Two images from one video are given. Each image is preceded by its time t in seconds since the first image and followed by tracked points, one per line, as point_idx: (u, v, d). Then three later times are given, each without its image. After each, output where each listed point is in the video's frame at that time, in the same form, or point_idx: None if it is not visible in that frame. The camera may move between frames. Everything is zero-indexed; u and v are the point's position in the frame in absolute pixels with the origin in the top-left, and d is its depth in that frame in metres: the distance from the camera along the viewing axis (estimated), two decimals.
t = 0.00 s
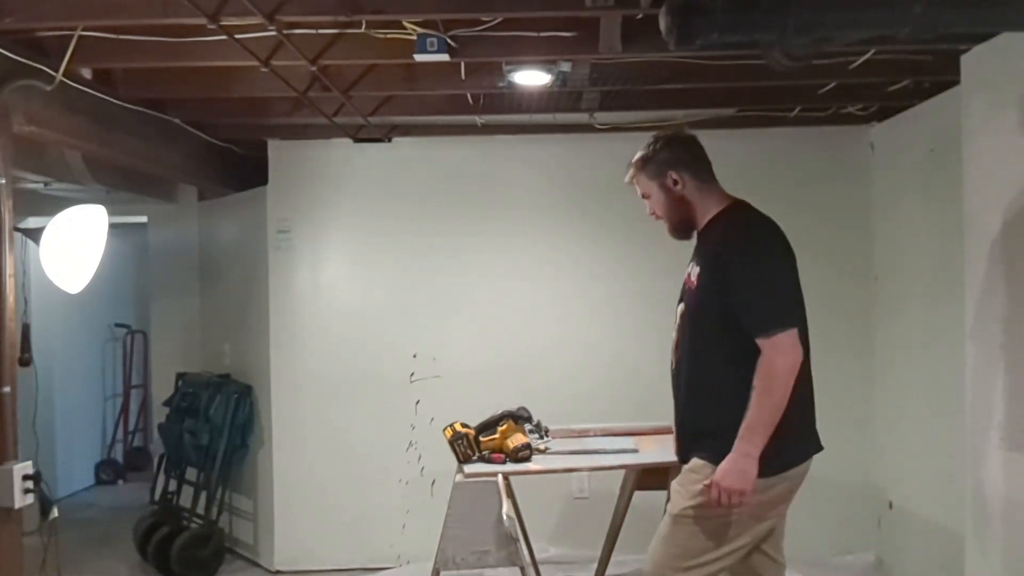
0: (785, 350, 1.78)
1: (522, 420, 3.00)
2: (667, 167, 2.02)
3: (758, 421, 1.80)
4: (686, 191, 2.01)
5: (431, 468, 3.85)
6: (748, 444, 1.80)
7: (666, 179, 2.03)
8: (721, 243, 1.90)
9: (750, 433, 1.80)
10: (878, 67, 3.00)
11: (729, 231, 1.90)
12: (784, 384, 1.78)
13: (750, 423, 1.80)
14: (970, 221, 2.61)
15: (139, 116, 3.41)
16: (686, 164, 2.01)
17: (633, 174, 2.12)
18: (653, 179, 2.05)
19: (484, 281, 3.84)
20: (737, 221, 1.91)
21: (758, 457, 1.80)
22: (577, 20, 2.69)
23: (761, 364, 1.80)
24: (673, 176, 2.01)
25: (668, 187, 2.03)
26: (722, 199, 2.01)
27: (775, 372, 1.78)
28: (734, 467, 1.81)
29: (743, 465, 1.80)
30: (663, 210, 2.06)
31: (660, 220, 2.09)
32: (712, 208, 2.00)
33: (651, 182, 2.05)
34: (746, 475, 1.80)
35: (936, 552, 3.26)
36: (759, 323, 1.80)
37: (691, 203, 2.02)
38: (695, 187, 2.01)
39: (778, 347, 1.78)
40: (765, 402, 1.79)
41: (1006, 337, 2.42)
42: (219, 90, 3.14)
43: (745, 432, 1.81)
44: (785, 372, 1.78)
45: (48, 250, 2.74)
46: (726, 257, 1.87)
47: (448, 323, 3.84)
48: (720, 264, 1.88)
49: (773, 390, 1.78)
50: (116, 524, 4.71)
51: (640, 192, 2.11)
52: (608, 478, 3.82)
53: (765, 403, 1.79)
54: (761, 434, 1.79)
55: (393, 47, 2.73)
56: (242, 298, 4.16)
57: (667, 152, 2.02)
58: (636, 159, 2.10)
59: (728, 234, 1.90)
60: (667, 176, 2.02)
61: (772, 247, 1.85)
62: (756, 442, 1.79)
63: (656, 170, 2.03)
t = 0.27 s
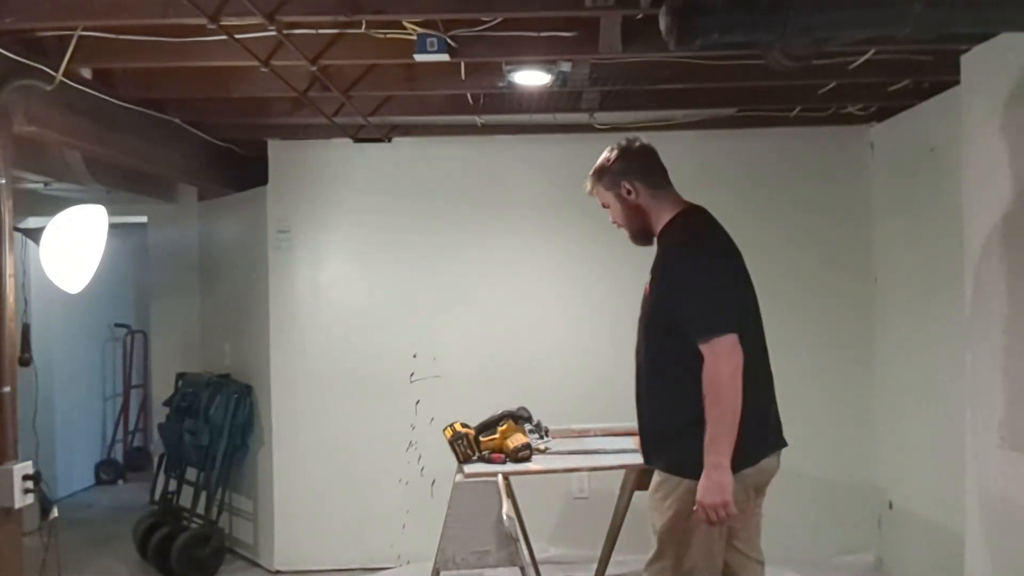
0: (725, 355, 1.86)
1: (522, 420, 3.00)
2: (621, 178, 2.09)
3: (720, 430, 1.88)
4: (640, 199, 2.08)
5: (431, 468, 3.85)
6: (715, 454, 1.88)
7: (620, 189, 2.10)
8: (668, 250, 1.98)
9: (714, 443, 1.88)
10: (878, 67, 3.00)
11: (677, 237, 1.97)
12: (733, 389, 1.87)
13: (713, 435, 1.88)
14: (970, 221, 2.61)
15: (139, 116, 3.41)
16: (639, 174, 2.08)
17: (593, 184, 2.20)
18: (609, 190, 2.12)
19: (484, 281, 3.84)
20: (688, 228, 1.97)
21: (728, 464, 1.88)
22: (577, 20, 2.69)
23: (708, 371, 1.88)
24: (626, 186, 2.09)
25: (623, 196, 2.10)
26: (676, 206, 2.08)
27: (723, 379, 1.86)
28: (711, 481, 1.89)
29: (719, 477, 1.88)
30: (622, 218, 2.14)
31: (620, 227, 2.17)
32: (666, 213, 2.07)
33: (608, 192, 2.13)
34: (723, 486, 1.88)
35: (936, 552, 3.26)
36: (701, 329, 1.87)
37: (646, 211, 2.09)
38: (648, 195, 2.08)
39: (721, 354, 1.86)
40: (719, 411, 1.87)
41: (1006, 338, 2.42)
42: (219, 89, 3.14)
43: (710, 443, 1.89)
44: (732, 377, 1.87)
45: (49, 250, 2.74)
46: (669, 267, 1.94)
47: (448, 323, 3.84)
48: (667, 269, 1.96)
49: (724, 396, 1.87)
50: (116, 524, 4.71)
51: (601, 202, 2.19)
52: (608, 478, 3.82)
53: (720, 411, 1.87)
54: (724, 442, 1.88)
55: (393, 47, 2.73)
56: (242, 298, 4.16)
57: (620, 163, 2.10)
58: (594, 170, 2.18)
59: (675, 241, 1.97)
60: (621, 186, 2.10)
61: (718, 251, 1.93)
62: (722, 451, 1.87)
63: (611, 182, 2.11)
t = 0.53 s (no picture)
0: (669, 348, 1.80)
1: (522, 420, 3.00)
2: (580, 182, 2.06)
3: (648, 419, 1.80)
4: (599, 202, 2.04)
5: (431, 468, 3.85)
6: (638, 442, 1.79)
7: (580, 194, 2.06)
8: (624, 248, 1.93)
9: (639, 431, 1.80)
10: (878, 67, 2.99)
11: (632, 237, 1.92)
12: (670, 381, 1.79)
13: (640, 423, 1.80)
14: (971, 220, 2.61)
15: (139, 116, 3.41)
16: (597, 177, 2.04)
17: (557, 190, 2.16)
18: (569, 195, 2.09)
19: (484, 281, 3.83)
20: (647, 227, 1.92)
21: (649, 455, 1.79)
22: (577, 20, 2.69)
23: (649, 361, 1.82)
24: (584, 189, 2.05)
25: (582, 199, 2.06)
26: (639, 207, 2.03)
27: (660, 369, 1.79)
28: (627, 467, 1.80)
29: (635, 464, 1.79)
30: (584, 221, 2.10)
31: (585, 231, 2.13)
32: (627, 215, 2.03)
33: (569, 197, 2.09)
34: (638, 474, 1.79)
35: (936, 553, 3.26)
36: (647, 322, 1.82)
37: (607, 213, 2.05)
38: (607, 197, 2.04)
39: (664, 345, 1.80)
40: (653, 401, 1.79)
41: (1006, 338, 2.42)
42: (219, 90, 3.14)
43: (636, 430, 1.81)
44: (672, 369, 1.79)
45: (48, 250, 2.74)
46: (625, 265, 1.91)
47: (448, 323, 3.84)
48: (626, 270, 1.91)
49: (661, 387, 1.79)
50: (115, 524, 4.71)
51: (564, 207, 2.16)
52: (608, 478, 3.82)
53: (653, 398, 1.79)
54: (651, 432, 1.79)
55: (393, 47, 2.73)
56: (242, 299, 4.16)
57: (579, 167, 2.06)
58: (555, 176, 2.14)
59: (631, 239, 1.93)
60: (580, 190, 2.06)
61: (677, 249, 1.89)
62: (646, 441, 1.79)
63: (571, 186, 2.07)
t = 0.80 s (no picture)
0: (659, 325, 1.78)
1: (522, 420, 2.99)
2: (553, 190, 2.08)
3: (617, 380, 1.77)
4: (574, 209, 2.07)
5: (431, 468, 3.85)
6: (603, 399, 1.76)
7: (554, 202, 2.08)
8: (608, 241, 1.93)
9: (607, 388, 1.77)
10: (878, 67, 2.99)
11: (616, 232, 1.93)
12: (653, 353, 1.76)
13: (609, 383, 1.77)
14: (971, 220, 2.61)
15: (139, 116, 3.41)
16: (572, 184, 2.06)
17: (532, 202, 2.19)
18: (544, 203, 2.11)
19: (484, 281, 3.83)
20: (628, 219, 1.93)
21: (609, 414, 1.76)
22: (577, 20, 2.69)
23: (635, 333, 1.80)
24: (559, 197, 2.07)
25: (557, 208, 2.08)
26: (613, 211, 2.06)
27: (644, 340, 1.77)
28: (585, 420, 1.76)
29: (593, 417, 1.76)
30: (559, 229, 2.12)
31: (561, 240, 2.15)
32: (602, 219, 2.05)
33: (544, 207, 2.11)
34: (594, 427, 1.75)
35: (936, 553, 3.26)
36: (638, 298, 1.81)
37: (582, 219, 2.07)
38: (581, 203, 2.06)
39: (653, 321, 1.78)
40: (628, 366, 1.76)
41: (1006, 338, 2.42)
42: (219, 89, 3.14)
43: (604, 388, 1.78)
44: (658, 345, 1.77)
45: (48, 250, 2.74)
46: (613, 256, 1.89)
47: (448, 323, 3.84)
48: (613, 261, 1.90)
49: (641, 356, 1.76)
50: (115, 524, 4.71)
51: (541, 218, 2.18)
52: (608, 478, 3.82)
53: (629, 365, 1.77)
54: (619, 393, 1.76)
55: (392, 47, 2.73)
56: (242, 299, 4.16)
57: (554, 175, 2.08)
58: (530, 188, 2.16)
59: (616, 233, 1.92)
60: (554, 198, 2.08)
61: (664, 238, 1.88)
62: (612, 400, 1.75)
63: (546, 193, 2.09)
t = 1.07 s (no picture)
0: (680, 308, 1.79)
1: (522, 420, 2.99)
2: (541, 190, 2.09)
3: (670, 370, 1.80)
4: (562, 207, 2.08)
5: (431, 468, 3.85)
6: (668, 392, 1.79)
7: (543, 202, 2.09)
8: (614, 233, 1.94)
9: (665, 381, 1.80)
10: (878, 67, 2.99)
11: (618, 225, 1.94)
12: (685, 335, 1.79)
13: (665, 375, 1.80)
14: (971, 220, 2.61)
15: (139, 116, 3.41)
16: (560, 183, 2.08)
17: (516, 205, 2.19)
18: (531, 204, 2.12)
19: (483, 281, 3.84)
20: (624, 215, 1.95)
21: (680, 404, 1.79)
22: (577, 20, 2.69)
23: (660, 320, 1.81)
24: (547, 196, 2.08)
25: (545, 207, 2.09)
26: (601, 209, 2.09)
27: (675, 325, 1.79)
28: (662, 419, 1.79)
29: (668, 414, 1.79)
30: (547, 228, 2.12)
31: (548, 240, 2.15)
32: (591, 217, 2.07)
33: (531, 207, 2.12)
34: (673, 423, 1.79)
35: (936, 552, 3.26)
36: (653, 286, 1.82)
37: (571, 217, 2.09)
38: (570, 202, 2.08)
39: (674, 305, 1.79)
40: (671, 354, 1.78)
41: (1006, 338, 2.42)
42: (220, 89, 3.14)
43: (663, 381, 1.80)
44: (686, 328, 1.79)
45: (48, 250, 2.74)
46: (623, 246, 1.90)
47: (448, 323, 3.84)
48: (620, 252, 1.91)
49: (679, 342, 1.79)
50: (115, 524, 4.71)
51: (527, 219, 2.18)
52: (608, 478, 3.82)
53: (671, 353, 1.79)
54: (676, 381, 1.79)
55: (392, 47, 2.73)
56: (242, 298, 4.16)
57: (542, 175, 2.09)
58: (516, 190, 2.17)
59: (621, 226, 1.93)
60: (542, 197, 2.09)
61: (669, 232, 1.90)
62: (675, 391, 1.79)
63: (534, 193, 2.10)
